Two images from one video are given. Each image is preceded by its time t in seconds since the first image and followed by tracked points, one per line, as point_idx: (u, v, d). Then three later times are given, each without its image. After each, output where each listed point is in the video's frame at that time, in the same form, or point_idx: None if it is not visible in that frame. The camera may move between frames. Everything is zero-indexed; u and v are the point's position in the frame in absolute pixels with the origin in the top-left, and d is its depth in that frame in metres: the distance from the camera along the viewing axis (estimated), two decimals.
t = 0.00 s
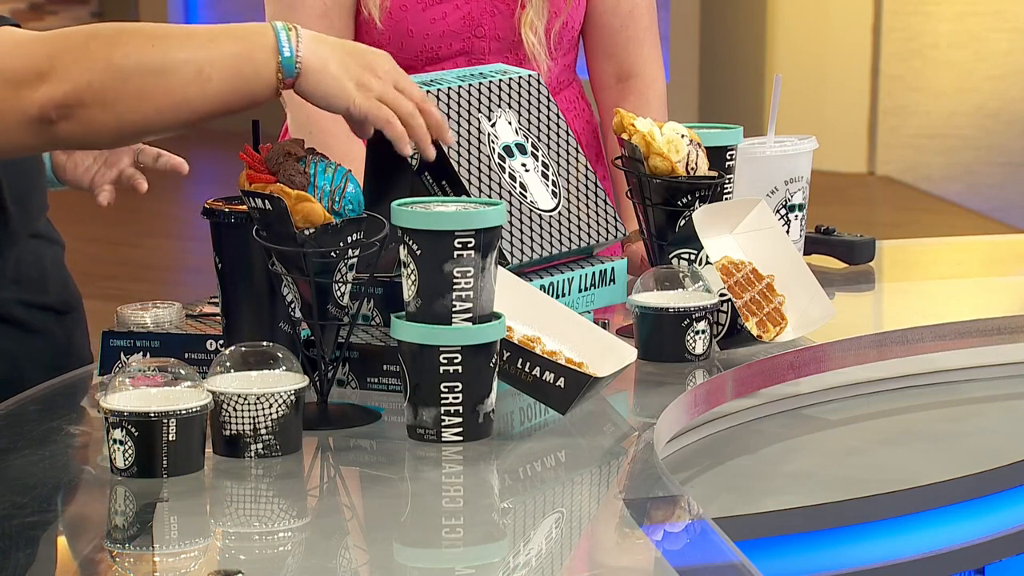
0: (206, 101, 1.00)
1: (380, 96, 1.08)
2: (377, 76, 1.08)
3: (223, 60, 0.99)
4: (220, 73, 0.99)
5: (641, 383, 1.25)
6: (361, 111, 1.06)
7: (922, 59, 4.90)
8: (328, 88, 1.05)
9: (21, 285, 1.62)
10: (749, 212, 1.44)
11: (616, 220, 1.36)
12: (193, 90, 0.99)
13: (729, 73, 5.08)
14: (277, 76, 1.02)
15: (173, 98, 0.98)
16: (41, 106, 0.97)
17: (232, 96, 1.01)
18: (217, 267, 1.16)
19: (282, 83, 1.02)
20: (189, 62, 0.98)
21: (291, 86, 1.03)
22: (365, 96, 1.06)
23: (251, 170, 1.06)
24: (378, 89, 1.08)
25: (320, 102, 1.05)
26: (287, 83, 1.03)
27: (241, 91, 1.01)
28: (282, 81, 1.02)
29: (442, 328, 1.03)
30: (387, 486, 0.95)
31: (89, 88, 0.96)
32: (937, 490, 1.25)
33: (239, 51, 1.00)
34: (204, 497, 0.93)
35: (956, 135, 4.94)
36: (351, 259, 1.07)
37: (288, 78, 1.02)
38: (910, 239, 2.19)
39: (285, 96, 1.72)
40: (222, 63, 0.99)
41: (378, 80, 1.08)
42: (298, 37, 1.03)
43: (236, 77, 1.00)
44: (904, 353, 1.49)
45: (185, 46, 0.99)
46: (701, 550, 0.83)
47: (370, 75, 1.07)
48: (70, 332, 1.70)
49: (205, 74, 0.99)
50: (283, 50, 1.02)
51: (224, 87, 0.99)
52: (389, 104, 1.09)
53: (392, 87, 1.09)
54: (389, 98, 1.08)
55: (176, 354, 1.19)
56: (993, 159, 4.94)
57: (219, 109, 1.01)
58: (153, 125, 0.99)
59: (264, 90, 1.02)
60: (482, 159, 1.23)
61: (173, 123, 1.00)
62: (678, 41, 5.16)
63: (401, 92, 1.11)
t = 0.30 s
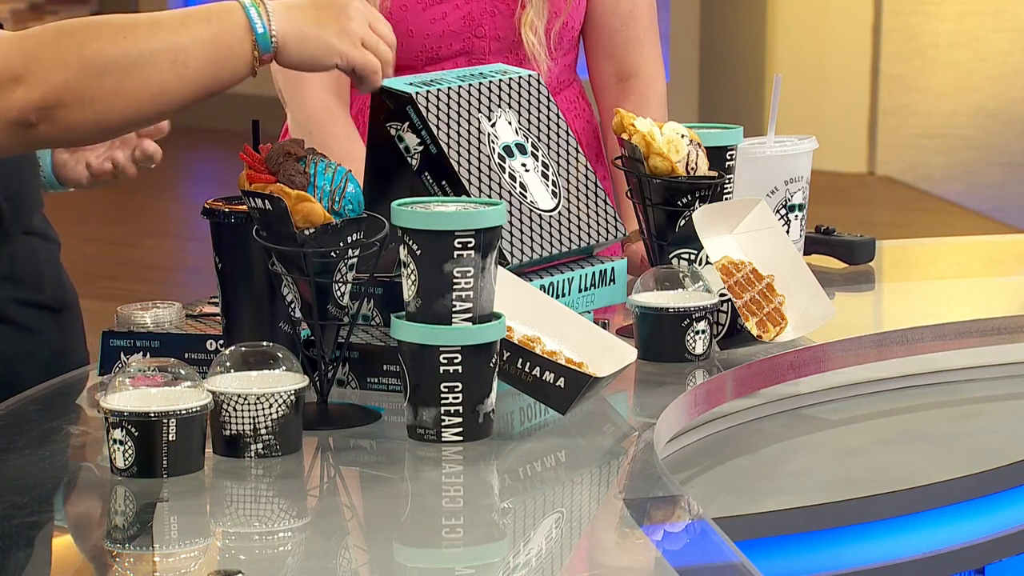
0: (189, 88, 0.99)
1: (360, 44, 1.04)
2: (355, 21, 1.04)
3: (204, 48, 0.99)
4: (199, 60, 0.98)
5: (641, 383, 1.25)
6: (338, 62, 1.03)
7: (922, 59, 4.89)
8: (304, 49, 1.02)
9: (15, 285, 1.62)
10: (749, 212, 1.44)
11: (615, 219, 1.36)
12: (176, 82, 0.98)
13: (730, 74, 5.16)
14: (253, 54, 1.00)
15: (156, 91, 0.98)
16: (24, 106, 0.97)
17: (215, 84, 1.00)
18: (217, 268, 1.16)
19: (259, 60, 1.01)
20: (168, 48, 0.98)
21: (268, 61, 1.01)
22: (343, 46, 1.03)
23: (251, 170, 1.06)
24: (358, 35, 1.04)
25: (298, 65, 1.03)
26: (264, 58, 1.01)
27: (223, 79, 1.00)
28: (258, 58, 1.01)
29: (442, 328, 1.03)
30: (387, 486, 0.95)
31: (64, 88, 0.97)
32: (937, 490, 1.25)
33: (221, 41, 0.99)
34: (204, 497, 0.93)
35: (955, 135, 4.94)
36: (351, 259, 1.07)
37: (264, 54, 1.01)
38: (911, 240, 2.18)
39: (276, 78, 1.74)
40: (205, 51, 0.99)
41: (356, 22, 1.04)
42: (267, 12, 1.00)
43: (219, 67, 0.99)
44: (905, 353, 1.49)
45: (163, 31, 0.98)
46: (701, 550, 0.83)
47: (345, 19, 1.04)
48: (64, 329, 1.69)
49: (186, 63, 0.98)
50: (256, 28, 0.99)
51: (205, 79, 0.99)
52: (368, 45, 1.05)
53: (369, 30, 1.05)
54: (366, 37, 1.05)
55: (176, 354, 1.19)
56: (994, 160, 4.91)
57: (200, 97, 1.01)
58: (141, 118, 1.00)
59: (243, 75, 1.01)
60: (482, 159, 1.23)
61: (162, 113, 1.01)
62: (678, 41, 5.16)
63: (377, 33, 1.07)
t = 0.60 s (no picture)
0: (165, 95, 0.99)
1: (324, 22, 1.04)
2: None
3: (175, 52, 0.99)
4: (170, 65, 0.98)
5: (641, 383, 1.25)
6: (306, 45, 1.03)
7: (922, 59, 4.92)
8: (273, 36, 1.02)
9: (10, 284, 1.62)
10: (749, 212, 1.44)
11: (615, 220, 1.36)
12: (152, 90, 0.98)
13: (730, 72, 5.23)
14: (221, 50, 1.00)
15: (134, 102, 0.98)
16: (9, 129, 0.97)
17: (189, 84, 1.01)
18: (217, 268, 1.16)
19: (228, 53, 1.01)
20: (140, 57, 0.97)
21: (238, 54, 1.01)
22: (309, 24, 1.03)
23: (251, 170, 1.06)
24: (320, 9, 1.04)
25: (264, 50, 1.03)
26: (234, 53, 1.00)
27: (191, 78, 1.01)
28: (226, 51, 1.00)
29: (442, 328, 1.03)
30: (386, 486, 0.95)
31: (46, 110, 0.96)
32: (937, 490, 1.25)
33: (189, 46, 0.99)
34: (204, 497, 0.93)
35: (955, 135, 4.93)
36: (351, 259, 1.07)
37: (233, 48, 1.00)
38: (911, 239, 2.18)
39: (276, 79, 1.76)
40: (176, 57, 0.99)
41: None
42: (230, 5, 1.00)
43: (190, 69, 1.00)
44: (905, 353, 1.49)
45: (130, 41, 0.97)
46: (701, 550, 0.83)
47: None
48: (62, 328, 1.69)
49: (160, 71, 0.98)
50: (222, 26, 0.99)
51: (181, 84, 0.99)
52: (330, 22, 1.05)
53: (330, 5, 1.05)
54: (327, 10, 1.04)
55: (176, 354, 1.19)
56: (993, 159, 4.86)
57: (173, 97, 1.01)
58: (125, 127, 1.00)
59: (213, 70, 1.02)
60: (482, 159, 1.23)
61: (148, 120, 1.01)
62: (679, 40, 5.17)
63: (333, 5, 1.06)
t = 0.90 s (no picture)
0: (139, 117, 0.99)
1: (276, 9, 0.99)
2: None
3: (144, 80, 0.97)
4: (140, 91, 0.98)
5: (641, 383, 1.25)
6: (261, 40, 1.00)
7: (922, 59, 4.92)
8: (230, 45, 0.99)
9: (8, 284, 1.62)
10: (749, 212, 1.44)
11: (615, 220, 1.36)
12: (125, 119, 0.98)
13: (730, 73, 5.42)
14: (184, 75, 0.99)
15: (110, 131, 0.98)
16: None
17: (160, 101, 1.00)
18: (217, 268, 1.16)
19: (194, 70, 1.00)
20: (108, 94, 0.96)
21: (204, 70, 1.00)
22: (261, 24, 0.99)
23: (251, 170, 1.06)
24: None
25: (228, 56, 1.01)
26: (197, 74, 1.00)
27: (165, 101, 1.00)
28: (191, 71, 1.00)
29: (442, 328, 1.03)
30: (387, 486, 0.95)
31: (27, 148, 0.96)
32: (937, 490, 1.25)
33: (159, 78, 0.98)
34: (204, 497, 0.93)
35: (955, 135, 4.90)
36: (351, 259, 1.07)
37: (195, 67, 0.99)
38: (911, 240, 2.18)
39: (276, 79, 1.76)
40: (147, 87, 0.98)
41: None
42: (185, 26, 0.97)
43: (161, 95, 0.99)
44: (905, 353, 1.49)
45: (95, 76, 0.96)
46: (700, 551, 0.83)
47: None
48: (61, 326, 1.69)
49: (133, 106, 0.98)
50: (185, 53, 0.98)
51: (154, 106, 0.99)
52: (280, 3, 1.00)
53: None
54: None
55: (176, 354, 1.19)
56: (994, 160, 4.81)
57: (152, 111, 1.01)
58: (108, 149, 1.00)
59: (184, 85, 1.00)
60: (482, 159, 1.23)
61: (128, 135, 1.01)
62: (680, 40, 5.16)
63: None
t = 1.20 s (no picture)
0: (101, 113, 1.01)
1: None
2: None
3: (96, 76, 1.01)
4: (94, 88, 1.00)
5: (641, 383, 1.25)
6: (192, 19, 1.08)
7: (922, 59, 4.91)
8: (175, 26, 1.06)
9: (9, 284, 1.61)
10: (749, 212, 1.44)
11: (615, 220, 1.36)
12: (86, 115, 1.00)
13: (730, 73, 5.49)
14: (143, 64, 1.03)
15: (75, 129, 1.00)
16: None
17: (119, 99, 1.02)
18: (217, 268, 1.16)
19: (152, 64, 1.04)
20: (71, 95, 0.99)
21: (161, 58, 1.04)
22: None
23: (251, 170, 1.06)
24: None
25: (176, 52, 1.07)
26: (155, 62, 1.04)
27: (122, 102, 1.03)
28: (149, 66, 1.04)
29: (443, 328, 1.03)
30: (386, 486, 0.95)
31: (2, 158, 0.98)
32: (937, 490, 1.25)
33: (109, 73, 1.01)
34: (204, 497, 0.93)
35: (956, 135, 4.89)
36: (351, 259, 1.07)
37: (151, 56, 1.04)
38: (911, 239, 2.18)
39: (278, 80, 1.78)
40: (101, 82, 1.01)
41: None
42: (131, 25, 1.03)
43: (117, 90, 1.02)
44: (905, 353, 1.49)
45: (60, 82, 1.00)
46: (700, 551, 0.83)
47: None
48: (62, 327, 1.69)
49: (91, 105, 1.00)
50: (132, 41, 1.02)
51: (110, 100, 1.01)
52: None
53: None
54: None
55: (176, 354, 1.19)
56: (993, 159, 4.81)
57: (116, 126, 1.04)
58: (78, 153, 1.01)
59: (140, 87, 1.04)
60: (482, 159, 1.23)
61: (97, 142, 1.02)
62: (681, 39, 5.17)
63: None
